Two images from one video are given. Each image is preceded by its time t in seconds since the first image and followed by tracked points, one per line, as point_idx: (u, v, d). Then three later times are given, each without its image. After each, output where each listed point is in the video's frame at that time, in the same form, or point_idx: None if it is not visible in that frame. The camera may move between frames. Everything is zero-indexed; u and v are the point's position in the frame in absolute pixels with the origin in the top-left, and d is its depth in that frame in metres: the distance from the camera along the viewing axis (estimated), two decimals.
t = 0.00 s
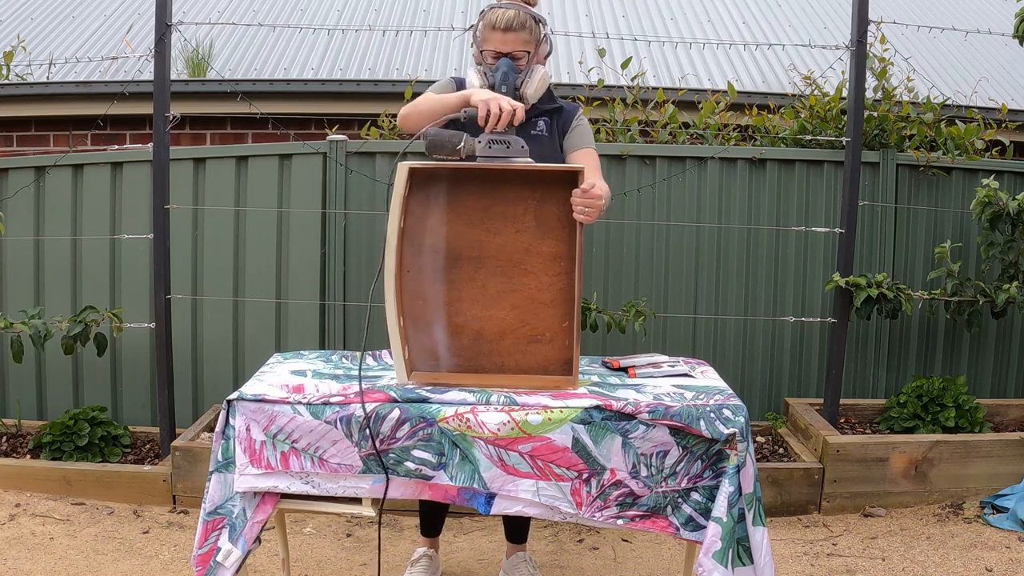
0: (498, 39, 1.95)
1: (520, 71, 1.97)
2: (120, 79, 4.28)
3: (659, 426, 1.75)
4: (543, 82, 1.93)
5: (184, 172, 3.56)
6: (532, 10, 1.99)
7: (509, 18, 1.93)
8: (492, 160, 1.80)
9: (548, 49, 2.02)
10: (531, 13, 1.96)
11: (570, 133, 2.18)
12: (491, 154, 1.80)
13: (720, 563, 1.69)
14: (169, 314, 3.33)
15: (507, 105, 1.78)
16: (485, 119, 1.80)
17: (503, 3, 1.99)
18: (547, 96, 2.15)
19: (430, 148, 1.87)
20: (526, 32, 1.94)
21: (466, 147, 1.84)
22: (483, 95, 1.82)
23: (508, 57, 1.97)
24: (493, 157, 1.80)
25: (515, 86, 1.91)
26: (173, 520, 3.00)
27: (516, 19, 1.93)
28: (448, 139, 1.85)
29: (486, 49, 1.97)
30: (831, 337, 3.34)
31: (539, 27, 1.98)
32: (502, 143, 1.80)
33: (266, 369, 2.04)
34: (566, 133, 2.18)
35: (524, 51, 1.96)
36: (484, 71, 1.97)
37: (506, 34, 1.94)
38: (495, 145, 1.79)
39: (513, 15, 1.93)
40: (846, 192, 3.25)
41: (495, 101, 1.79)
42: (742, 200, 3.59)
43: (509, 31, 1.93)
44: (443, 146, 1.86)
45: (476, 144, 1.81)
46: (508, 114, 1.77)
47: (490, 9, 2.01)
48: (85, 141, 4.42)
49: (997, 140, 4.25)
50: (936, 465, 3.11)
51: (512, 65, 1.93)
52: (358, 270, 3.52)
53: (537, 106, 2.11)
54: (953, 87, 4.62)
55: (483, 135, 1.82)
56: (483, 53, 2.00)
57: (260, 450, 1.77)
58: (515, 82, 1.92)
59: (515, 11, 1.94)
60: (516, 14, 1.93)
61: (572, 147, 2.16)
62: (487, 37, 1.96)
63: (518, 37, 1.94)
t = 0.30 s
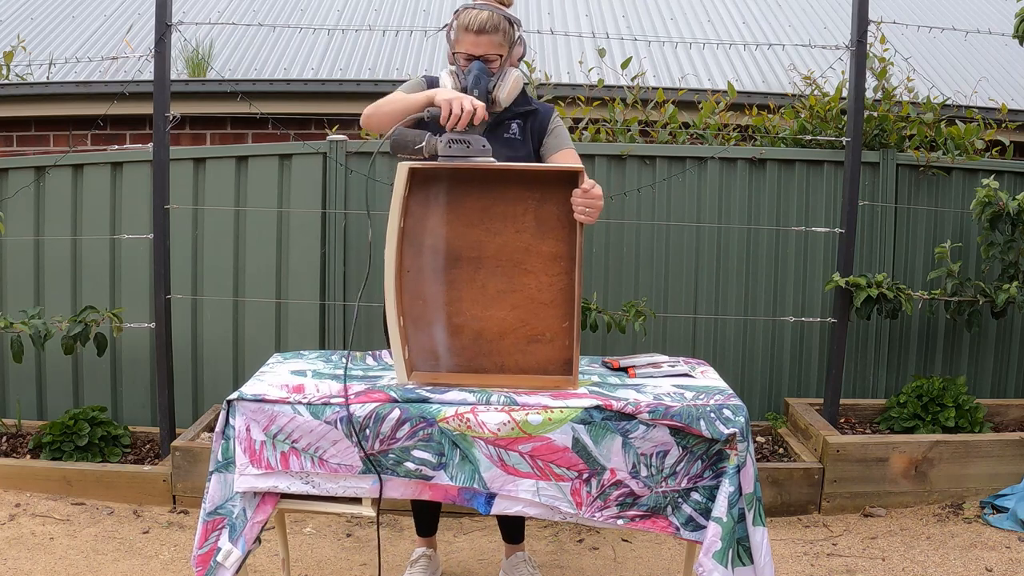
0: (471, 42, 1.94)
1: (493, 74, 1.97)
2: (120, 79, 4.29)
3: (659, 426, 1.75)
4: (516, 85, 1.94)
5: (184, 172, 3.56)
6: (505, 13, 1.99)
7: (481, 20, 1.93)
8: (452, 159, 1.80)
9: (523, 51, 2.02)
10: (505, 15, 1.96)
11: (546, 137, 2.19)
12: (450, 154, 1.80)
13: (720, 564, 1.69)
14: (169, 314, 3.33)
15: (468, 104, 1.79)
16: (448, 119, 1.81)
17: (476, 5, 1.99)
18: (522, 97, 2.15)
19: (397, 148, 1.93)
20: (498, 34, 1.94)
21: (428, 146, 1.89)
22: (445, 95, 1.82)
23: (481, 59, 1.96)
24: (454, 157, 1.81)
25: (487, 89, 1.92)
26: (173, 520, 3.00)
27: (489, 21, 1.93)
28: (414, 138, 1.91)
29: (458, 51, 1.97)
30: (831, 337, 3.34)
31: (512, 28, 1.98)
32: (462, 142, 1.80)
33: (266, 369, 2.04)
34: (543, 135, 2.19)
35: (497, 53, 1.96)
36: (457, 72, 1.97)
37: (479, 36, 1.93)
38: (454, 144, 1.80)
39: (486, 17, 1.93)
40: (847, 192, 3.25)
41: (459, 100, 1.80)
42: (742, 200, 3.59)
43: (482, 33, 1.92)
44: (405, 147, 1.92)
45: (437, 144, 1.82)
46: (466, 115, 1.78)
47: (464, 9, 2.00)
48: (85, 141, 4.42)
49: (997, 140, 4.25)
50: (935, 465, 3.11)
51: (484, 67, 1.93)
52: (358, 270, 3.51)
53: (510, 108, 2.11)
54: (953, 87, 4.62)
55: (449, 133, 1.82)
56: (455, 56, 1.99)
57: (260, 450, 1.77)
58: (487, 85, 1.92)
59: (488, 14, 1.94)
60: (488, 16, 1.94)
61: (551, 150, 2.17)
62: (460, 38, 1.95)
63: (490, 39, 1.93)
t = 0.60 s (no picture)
0: (523, 42, 1.93)
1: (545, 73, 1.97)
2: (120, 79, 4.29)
3: (659, 426, 1.75)
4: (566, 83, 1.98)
5: (184, 172, 3.56)
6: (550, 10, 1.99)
7: (534, 21, 1.92)
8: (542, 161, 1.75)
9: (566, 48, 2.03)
10: (551, 12, 1.96)
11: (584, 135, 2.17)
12: (541, 155, 1.74)
13: (720, 563, 1.69)
14: (168, 314, 3.33)
15: (559, 106, 1.71)
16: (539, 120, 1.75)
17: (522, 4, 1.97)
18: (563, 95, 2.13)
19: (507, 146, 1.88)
20: (550, 33, 1.95)
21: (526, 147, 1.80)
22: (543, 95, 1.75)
23: (533, 58, 1.96)
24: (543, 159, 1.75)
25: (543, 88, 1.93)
26: (173, 520, 3.00)
27: (539, 20, 1.93)
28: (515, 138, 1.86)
29: (511, 51, 1.96)
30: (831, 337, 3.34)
31: (559, 26, 1.99)
32: (552, 144, 1.74)
33: (265, 369, 2.04)
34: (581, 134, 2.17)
35: (550, 51, 1.96)
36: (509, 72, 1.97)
37: (531, 36, 1.93)
38: (544, 146, 1.74)
39: (536, 16, 1.92)
40: (846, 192, 3.25)
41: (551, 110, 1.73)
42: (742, 200, 3.59)
43: (535, 33, 1.93)
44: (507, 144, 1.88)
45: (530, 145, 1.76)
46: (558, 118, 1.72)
47: (507, 9, 1.98)
48: (85, 141, 4.42)
49: (997, 140, 4.25)
50: (936, 465, 3.11)
51: (539, 68, 1.94)
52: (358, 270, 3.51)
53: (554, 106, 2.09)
54: (953, 87, 4.62)
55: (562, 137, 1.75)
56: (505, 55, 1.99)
57: (260, 450, 1.77)
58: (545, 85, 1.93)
59: (537, 12, 1.93)
60: (540, 16, 1.93)
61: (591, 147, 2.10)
62: (512, 39, 1.94)
63: (543, 39, 1.93)
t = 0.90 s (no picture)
0: (470, 41, 1.96)
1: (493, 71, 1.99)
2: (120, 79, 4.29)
3: (659, 426, 1.75)
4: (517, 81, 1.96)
5: (185, 172, 3.56)
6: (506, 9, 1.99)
7: (479, 20, 1.94)
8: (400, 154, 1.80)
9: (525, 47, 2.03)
10: (504, 12, 1.96)
11: (555, 136, 2.15)
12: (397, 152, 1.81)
13: (719, 563, 1.69)
14: (169, 314, 3.33)
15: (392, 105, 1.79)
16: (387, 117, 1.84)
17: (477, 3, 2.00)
18: (531, 94, 2.11)
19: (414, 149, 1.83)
20: (498, 32, 1.95)
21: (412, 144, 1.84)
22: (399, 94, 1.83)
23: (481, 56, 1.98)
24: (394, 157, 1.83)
25: (486, 87, 1.95)
26: (173, 520, 3.00)
27: (487, 19, 1.94)
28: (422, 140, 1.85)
29: (461, 50, 1.99)
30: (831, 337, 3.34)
31: (513, 25, 1.99)
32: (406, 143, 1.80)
33: (266, 369, 2.04)
34: (551, 135, 2.15)
35: (496, 51, 1.97)
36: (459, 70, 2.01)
37: (477, 35, 1.95)
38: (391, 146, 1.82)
39: (483, 16, 1.94)
40: (846, 192, 3.25)
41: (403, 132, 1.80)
42: (742, 200, 3.59)
43: (480, 33, 1.94)
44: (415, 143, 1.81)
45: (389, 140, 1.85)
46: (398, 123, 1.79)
47: (466, 8, 2.02)
48: (85, 141, 4.42)
49: (997, 140, 4.25)
50: (935, 465, 3.11)
51: (483, 66, 1.96)
52: (358, 270, 3.51)
53: (515, 107, 2.10)
54: (953, 87, 4.62)
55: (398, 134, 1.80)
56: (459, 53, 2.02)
57: (260, 450, 1.77)
58: (486, 83, 1.96)
59: (486, 11, 1.94)
60: (487, 15, 1.94)
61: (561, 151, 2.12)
62: (461, 38, 1.97)
63: (489, 37, 1.95)
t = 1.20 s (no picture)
0: (490, 43, 1.97)
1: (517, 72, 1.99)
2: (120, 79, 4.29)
3: (659, 426, 1.75)
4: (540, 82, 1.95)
5: (185, 172, 3.56)
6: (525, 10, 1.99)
7: (499, 22, 1.95)
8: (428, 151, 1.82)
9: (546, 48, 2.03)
10: (523, 13, 1.97)
11: (579, 135, 2.15)
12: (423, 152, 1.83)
13: (719, 563, 1.69)
14: (168, 314, 3.33)
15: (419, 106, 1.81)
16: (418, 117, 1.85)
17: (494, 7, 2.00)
18: (556, 94, 2.11)
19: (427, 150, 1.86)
20: (518, 32, 1.95)
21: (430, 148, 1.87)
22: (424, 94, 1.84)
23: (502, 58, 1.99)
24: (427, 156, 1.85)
25: (509, 88, 1.96)
26: (173, 520, 3.00)
27: (507, 21, 1.95)
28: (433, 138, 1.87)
29: (481, 52, 2.00)
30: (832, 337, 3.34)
31: (533, 26, 1.99)
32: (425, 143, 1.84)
33: (265, 369, 2.04)
34: (575, 135, 2.15)
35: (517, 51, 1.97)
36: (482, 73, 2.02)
37: (498, 36, 1.95)
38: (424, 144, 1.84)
39: (503, 17, 1.95)
40: (846, 192, 3.25)
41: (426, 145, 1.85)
42: (742, 200, 3.59)
43: (500, 34, 1.95)
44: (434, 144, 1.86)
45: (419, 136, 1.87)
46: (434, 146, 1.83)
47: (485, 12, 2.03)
48: (85, 141, 4.42)
49: (997, 140, 4.25)
50: (936, 465, 3.11)
51: (505, 67, 1.97)
52: (358, 270, 3.51)
53: (542, 107, 2.10)
54: (953, 87, 4.62)
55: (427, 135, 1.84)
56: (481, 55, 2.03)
57: (260, 450, 1.77)
58: (508, 84, 1.96)
59: (506, 13, 1.95)
60: (507, 16, 1.95)
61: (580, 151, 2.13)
62: (481, 40, 1.98)
63: (509, 38, 1.95)
